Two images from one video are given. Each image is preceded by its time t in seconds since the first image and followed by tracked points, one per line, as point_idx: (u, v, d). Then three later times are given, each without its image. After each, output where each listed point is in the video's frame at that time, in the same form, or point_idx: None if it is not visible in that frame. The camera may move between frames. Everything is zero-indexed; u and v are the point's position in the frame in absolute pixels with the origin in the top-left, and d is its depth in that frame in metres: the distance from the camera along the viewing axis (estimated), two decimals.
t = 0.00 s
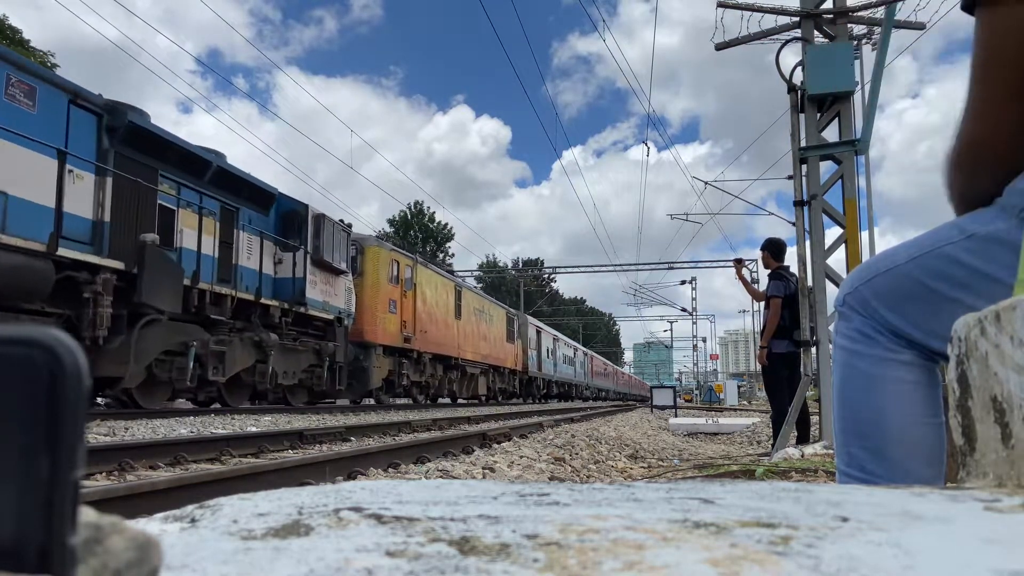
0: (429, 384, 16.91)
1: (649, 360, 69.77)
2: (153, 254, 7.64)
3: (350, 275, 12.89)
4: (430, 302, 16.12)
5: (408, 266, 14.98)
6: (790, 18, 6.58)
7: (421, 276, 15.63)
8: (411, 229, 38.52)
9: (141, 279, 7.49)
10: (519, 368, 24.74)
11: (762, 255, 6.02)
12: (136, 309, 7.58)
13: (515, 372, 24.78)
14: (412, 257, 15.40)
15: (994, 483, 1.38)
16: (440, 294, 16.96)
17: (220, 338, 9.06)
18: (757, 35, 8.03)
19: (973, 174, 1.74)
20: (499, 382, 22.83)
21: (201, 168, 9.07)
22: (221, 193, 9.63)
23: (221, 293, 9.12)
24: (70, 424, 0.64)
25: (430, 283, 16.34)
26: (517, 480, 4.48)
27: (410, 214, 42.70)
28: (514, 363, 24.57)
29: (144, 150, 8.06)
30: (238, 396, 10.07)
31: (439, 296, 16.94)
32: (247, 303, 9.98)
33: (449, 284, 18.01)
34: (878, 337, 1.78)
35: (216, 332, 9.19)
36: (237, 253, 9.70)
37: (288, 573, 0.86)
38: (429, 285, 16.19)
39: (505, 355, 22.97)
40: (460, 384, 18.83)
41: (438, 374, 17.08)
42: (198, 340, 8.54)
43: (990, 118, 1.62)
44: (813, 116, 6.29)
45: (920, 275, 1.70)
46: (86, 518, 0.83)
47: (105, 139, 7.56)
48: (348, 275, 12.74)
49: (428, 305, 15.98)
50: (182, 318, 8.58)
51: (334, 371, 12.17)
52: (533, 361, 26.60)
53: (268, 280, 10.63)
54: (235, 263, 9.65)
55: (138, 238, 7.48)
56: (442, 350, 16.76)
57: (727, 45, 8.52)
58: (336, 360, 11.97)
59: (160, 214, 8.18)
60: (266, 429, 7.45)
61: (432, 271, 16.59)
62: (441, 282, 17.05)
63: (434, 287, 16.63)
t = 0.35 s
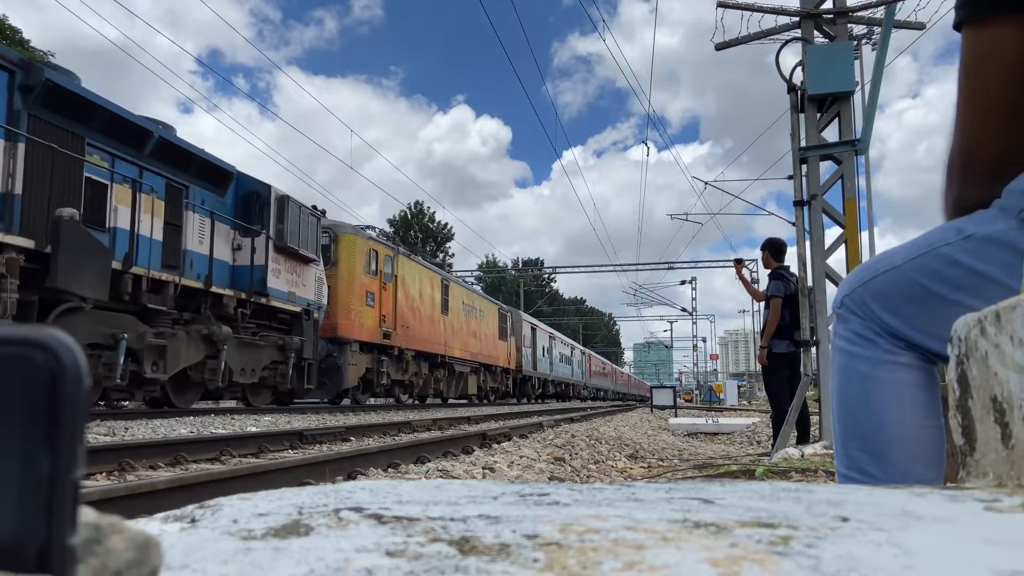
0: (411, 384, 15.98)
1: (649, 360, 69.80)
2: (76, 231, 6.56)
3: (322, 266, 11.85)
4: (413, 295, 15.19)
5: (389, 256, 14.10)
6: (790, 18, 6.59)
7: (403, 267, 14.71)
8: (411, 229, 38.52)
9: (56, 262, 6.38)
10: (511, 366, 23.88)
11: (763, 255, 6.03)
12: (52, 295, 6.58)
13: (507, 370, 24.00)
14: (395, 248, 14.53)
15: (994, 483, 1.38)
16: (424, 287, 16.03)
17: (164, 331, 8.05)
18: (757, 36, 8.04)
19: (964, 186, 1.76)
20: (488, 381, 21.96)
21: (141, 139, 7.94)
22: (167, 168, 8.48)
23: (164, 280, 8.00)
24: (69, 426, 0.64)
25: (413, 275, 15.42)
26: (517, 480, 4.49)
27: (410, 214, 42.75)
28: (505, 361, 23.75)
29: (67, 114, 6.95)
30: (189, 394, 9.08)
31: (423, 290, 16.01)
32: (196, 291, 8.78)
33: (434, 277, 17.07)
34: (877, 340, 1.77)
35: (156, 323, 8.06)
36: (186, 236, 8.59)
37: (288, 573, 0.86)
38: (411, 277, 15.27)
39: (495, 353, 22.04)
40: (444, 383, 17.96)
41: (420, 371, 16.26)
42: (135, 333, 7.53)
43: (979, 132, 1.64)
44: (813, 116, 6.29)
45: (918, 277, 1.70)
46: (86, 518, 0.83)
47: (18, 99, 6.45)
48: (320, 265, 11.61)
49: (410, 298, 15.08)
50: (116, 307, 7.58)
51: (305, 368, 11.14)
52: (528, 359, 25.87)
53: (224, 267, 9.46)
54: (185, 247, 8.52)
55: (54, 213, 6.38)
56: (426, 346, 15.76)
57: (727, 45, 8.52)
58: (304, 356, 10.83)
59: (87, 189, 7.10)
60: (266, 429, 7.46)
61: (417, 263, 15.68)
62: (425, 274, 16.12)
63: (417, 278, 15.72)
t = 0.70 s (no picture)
0: (391, 382, 14.94)
1: (649, 360, 69.92)
2: None
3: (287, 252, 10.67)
4: (392, 288, 14.12)
5: (367, 244, 13.09)
6: (790, 18, 6.59)
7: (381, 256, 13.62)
8: (411, 229, 38.48)
9: None
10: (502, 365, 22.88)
11: (762, 255, 6.02)
12: None
13: (498, 368, 23.02)
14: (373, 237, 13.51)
15: (995, 484, 1.38)
16: (406, 280, 14.95)
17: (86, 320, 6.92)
18: (756, 36, 8.04)
19: (951, 199, 1.77)
20: (476, 381, 20.94)
21: (63, 101, 6.74)
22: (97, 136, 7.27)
23: (88, 263, 6.84)
24: (69, 428, 0.65)
25: (393, 266, 14.34)
26: (517, 480, 4.50)
27: (410, 214, 42.74)
28: (496, 358, 22.72)
29: None
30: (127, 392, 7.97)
31: (405, 283, 14.94)
32: (132, 278, 7.64)
33: (418, 270, 16.00)
34: (875, 348, 1.78)
35: (79, 314, 6.93)
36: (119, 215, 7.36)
37: (288, 573, 0.86)
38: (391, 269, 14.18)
39: (485, 351, 21.04)
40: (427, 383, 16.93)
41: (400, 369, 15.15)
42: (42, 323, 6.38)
43: (971, 138, 1.65)
44: (813, 116, 6.29)
45: (914, 283, 1.71)
46: (86, 518, 0.83)
47: None
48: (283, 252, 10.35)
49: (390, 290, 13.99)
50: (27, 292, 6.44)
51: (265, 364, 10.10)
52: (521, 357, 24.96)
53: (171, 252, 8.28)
54: (120, 228, 7.41)
55: None
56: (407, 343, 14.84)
57: (727, 44, 8.50)
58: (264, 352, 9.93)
59: None
60: (266, 429, 7.47)
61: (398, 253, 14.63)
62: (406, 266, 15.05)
63: (398, 270, 14.63)
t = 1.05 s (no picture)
0: (371, 381, 14.06)
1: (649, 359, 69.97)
2: None
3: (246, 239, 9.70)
4: (368, 278, 13.17)
5: (339, 231, 12.21)
6: (790, 18, 6.59)
7: (353, 244, 12.68)
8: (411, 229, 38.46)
9: None
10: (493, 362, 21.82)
11: (762, 255, 6.02)
12: None
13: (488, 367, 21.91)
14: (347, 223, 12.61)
15: (995, 484, 1.38)
16: (385, 270, 14.00)
17: None
18: (756, 36, 8.04)
19: (952, 204, 1.77)
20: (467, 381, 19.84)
21: None
22: (9, 94, 6.25)
23: None
24: (69, 430, 0.64)
25: (368, 255, 13.38)
26: (518, 481, 4.51)
27: (411, 215, 42.75)
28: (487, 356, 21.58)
29: None
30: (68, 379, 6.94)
31: (385, 273, 13.98)
32: (48, 260, 6.62)
33: (401, 260, 14.98)
34: (876, 349, 1.78)
35: None
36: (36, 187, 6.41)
37: (287, 573, 0.86)
38: (366, 258, 13.24)
39: (474, 348, 19.92)
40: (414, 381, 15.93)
41: (381, 365, 14.22)
42: None
43: (971, 141, 1.65)
44: (813, 116, 6.29)
45: (913, 284, 1.71)
46: (85, 518, 0.83)
47: None
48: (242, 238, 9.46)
49: (366, 281, 13.08)
50: None
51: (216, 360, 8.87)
52: (513, 355, 23.93)
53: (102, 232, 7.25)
54: (36, 201, 6.38)
55: None
56: (387, 337, 13.96)
57: (727, 44, 8.50)
58: (215, 347, 8.70)
59: None
60: (266, 429, 7.47)
61: (375, 242, 13.69)
62: (386, 255, 14.07)
63: (376, 259, 13.65)
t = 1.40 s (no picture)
0: (344, 380, 13.09)
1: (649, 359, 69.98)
2: None
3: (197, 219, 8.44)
4: (341, 268, 12.01)
5: (308, 216, 11.01)
6: (790, 18, 6.58)
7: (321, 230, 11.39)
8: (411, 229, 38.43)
9: None
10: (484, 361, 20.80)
11: (762, 255, 6.02)
12: None
13: (478, 366, 20.86)
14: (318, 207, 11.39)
15: (995, 483, 1.38)
16: (361, 259, 12.84)
17: None
18: (756, 36, 8.04)
19: (952, 203, 1.76)
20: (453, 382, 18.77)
21: None
22: None
23: None
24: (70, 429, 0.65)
25: (342, 243, 12.17)
26: (517, 480, 4.51)
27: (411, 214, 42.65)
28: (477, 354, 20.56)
29: None
30: None
31: (361, 263, 12.83)
32: None
33: (379, 249, 13.81)
34: (876, 349, 1.78)
35: None
36: None
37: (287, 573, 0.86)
38: (339, 245, 12.04)
39: (462, 346, 18.88)
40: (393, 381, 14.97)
41: (355, 363, 13.19)
42: None
43: (971, 142, 1.65)
44: (813, 116, 6.29)
45: (912, 284, 1.71)
46: (86, 518, 0.83)
47: None
48: (188, 217, 8.15)
49: (336, 271, 11.83)
50: None
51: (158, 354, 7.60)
52: (507, 353, 23.02)
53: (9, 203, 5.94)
54: None
55: None
56: (360, 334, 12.79)
57: (727, 44, 8.50)
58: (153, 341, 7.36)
59: None
60: (266, 429, 7.47)
61: (350, 228, 12.50)
62: (362, 243, 12.90)
63: (351, 247, 12.46)
